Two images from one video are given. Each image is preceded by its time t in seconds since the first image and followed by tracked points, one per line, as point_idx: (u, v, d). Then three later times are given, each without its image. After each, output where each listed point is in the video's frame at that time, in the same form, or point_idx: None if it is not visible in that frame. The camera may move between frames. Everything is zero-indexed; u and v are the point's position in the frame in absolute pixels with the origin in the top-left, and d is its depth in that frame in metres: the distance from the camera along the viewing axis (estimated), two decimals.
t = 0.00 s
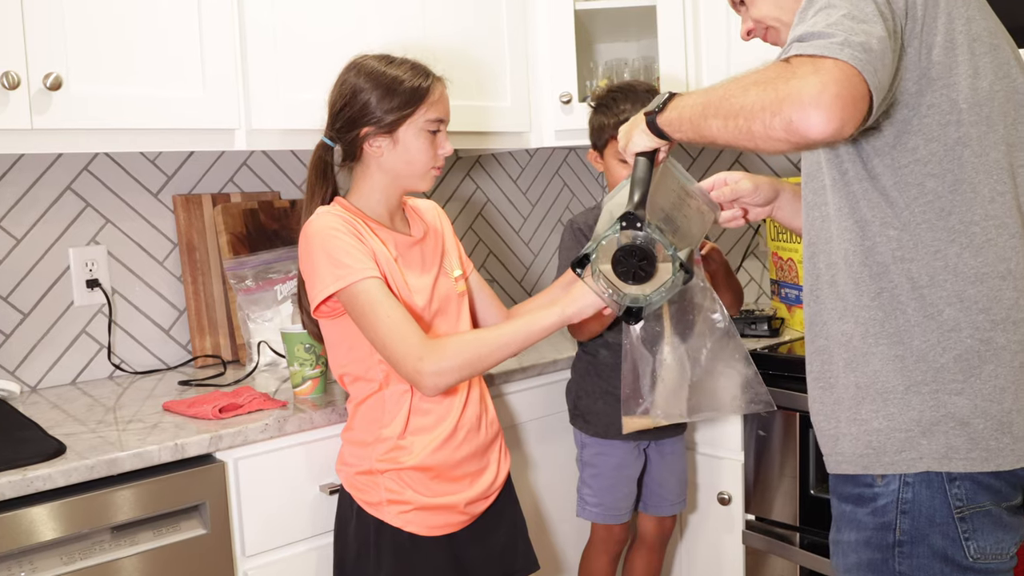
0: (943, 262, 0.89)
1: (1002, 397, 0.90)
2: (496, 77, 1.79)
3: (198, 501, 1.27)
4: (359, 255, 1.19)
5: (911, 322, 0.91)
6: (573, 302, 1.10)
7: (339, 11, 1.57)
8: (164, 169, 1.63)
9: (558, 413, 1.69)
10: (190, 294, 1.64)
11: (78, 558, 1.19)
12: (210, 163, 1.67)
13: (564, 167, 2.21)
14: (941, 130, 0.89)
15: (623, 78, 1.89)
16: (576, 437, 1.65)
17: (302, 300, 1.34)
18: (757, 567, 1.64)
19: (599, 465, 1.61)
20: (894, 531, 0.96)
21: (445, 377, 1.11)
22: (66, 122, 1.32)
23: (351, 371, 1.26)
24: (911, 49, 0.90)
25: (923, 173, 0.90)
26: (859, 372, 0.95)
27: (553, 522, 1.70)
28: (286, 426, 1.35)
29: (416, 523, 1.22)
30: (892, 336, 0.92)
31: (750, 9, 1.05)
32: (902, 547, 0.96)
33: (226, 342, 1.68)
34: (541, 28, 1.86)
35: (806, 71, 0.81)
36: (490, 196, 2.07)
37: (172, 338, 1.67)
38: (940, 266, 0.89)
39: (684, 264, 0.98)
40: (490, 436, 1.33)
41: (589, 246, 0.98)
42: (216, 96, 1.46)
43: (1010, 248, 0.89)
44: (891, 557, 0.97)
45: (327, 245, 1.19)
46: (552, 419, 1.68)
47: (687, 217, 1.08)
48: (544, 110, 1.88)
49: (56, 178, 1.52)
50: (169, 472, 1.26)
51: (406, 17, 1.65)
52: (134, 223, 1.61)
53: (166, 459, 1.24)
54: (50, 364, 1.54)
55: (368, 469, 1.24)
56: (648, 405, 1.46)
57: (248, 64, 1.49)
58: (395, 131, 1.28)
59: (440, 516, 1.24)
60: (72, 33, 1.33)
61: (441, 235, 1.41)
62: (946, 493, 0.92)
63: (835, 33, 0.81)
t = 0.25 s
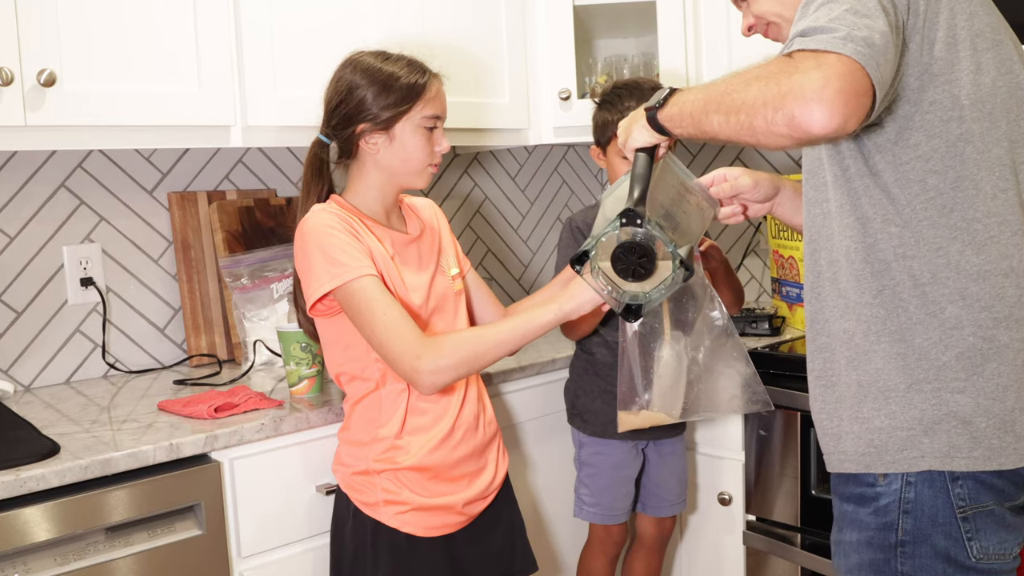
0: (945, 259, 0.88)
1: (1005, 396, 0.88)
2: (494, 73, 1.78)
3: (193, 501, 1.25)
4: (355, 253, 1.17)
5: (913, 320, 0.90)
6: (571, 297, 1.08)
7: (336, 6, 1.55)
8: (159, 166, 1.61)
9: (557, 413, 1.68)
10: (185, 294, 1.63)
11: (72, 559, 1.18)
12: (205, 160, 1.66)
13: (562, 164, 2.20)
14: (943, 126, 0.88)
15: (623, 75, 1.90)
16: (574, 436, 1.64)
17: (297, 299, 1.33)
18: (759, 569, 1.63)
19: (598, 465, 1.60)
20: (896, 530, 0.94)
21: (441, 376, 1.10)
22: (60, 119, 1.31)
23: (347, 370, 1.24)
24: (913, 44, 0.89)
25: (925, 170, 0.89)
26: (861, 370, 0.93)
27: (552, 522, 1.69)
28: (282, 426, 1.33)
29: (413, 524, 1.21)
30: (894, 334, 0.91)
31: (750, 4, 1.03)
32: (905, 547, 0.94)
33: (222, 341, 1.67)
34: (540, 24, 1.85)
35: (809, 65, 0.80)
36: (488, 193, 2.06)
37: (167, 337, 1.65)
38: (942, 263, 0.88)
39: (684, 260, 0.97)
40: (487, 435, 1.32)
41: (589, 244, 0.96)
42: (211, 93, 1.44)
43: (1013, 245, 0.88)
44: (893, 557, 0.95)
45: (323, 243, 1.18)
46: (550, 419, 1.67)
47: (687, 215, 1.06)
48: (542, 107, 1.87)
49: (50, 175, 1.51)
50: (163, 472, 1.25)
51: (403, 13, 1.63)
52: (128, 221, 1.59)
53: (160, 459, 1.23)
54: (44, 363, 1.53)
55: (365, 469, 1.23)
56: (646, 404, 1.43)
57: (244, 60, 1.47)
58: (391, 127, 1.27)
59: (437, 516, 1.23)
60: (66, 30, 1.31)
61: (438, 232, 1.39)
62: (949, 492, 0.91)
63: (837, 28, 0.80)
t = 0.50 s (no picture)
0: (948, 260, 0.87)
1: (1008, 397, 0.87)
2: (493, 70, 1.77)
3: (189, 501, 1.24)
4: (352, 251, 1.16)
5: (916, 321, 0.88)
6: (567, 296, 1.09)
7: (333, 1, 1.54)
8: (154, 163, 1.60)
9: (555, 412, 1.67)
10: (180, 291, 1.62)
11: (66, 560, 1.16)
12: (200, 157, 1.64)
13: (561, 161, 2.19)
14: (946, 125, 0.87)
15: (622, 71, 1.89)
16: (572, 435, 1.63)
17: (293, 298, 1.31)
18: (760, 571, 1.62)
19: (596, 465, 1.58)
20: (897, 530, 0.93)
21: (438, 374, 1.09)
22: (54, 115, 1.30)
23: (344, 369, 1.23)
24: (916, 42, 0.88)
25: (928, 169, 0.87)
26: (863, 371, 0.92)
27: (550, 522, 1.68)
28: (278, 425, 1.32)
29: (410, 524, 1.20)
30: (897, 333, 0.89)
31: None
32: (906, 547, 0.93)
33: (217, 340, 1.65)
34: (539, 21, 1.83)
35: (834, 72, 0.78)
36: (486, 190, 2.05)
37: (161, 336, 1.64)
38: (945, 264, 0.87)
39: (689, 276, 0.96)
40: (485, 435, 1.31)
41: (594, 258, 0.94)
42: (207, 89, 1.43)
43: (1018, 245, 0.86)
44: (894, 557, 0.94)
45: (319, 241, 1.17)
46: (549, 418, 1.66)
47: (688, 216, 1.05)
48: (542, 103, 1.86)
49: (44, 173, 1.49)
50: (159, 472, 1.23)
51: (401, 8, 1.62)
52: (123, 219, 1.58)
53: (155, 459, 1.22)
54: (38, 362, 1.51)
55: (362, 469, 1.22)
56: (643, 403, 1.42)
57: (240, 56, 1.46)
58: (388, 124, 1.25)
59: (434, 516, 1.21)
60: (60, 26, 1.30)
61: (435, 230, 1.38)
62: (951, 492, 0.90)
63: (857, 32, 0.79)
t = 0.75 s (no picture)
0: (958, 264, 0.85)
1: (1014, 401, 0.87)
2: (492, 66, 1.76)
3: (184, 502, 1.23)
4: (349, 248, 1.15)
5: (926, 327, 0.87)
6: (567, 295, 1.08)
7: None
8: (149, 160, 1.59)
9: (554, 412, 1.66)
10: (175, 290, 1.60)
11: (60, 561, 1.15)
12: (196, 154, 1.63)
13: (560, 158, 2.17)
14: (955, 127, 0.86)
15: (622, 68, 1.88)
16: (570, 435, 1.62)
17: (290, 296, 1.30)
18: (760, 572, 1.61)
19: (595, 465, 1.57)
20: (903, 531, 0.92)
21: (437, 374, 1.08)
22: (48, 113, 1.28)
23: (341, 368, 1.22)
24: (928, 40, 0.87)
25: (938, 172, 0.86)
26: (869, 372, 0.91)
27: (549, 523, 1.67)
28: (274, 425, 1.31)
29: (408, 525, 1.18)
30: (906, 334, 0.88)
31: None
32: (911, 548, 0.92)
33: (212, 339, 1.64)
34: (538, 17, 1.81)
35: (867, 92, 0.77)
36: (485, 188, 2.04)
37: (156, 335, 1.63)
38: (955, 268, 0.86)
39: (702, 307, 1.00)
40: (484, 435, 1.29)
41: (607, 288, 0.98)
42: (202, 86, 1.41)
43: None
44: (899, 558, 0.93)
45: (317, 239, 1.15)
46: (548, 419, 1.65)
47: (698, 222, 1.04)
48: (541, 100, 1.84)
49: (38, 169, 1.48)
50: (154, 472, 1.22)
51: (399, 4, 1.61)
52: (117, 216, 1.57)
53: (151, 459, 1.21)
54: (32, 361, 1.50)
55: (359, 469, 1.20)
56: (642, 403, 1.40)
57: (236, 52, 1.45)
58: (386, 121, 1.24)
59: (432, 517, 1.20)
60: (55, 22, 1.29)
61: (433, 228, 1.37)
62: (956, 492, 0.89)
63: (884, 46, 0.79)
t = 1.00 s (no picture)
0: (968, 270, 0.84)
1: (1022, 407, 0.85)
2: (490, 63, 1.74)
3: (180, 502, 1.22)
4: (347, 247, 1.14)
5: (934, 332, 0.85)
6: (567, 293, 1.09)
7: None
8: (144, 157, 1.57)
9: (553, 412, 1.65)
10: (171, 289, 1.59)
11: (54, 562, 1.14)
12: (192, 151, 1.62)
13: (559, 155, 2.16)
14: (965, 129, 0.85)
15: (621, 64, 1.86)
16: (569, 435, 1.60)
17: (286, 294, 1.29)
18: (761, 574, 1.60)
19: (594, 465, 1.57)
20: (906, 531, 0.91)
21: (435, 373, 1.07)
22: (43, 109, 1.27)
23: (338, 367, 1.20)
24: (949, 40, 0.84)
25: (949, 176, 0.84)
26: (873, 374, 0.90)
27: (547, 523, 1.66)
28: (271, 425, 1.29)
29: (406, 525, 1.17)
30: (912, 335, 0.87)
31: None
32: (914, 549, 0.90)
33: (208, 338, 1.63)
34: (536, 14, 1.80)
35: (927, 132, 0.73)
36: (483, 185, 2.02)
37: (152, 333, 1.61)
38: (965, 275, 0.84)
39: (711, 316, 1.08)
40: (483, 434, 1.28)
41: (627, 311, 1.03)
42: (198, 82, 1.40)
43: None
44: (903, 559, 0.92)
45: (314, 236, 1.14)
46: (547, 418, 1.64)
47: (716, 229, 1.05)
48: (539, 97, 1.82)
49: (31, 166, 1.47)
50: (149, 473, 1.21)
51: None
52: (112, 213, 1.55)
53: (145, 459, 1.19)
54: (26, 360, 1.49)
55: (357, 469, 1.19)
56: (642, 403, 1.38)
57: (232, 48, 1.43)
58: (384, 118, 1.23)
59: (430, 517, 1.19)
60: (48, 18, 1.27)
61: (431, 226, 1.35)
62: (961, 493, 0.87)
63: (933, 76, 0.74)
